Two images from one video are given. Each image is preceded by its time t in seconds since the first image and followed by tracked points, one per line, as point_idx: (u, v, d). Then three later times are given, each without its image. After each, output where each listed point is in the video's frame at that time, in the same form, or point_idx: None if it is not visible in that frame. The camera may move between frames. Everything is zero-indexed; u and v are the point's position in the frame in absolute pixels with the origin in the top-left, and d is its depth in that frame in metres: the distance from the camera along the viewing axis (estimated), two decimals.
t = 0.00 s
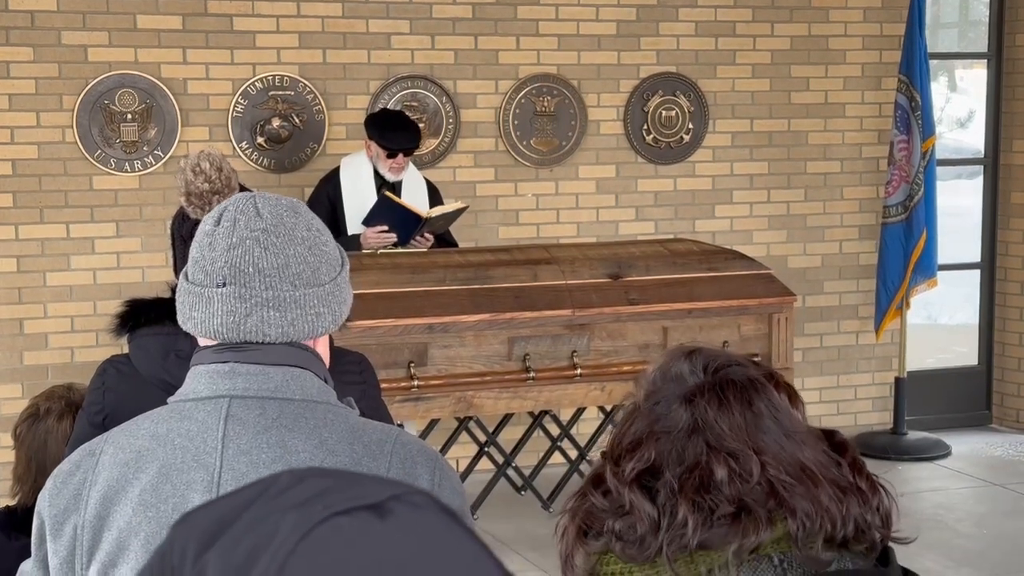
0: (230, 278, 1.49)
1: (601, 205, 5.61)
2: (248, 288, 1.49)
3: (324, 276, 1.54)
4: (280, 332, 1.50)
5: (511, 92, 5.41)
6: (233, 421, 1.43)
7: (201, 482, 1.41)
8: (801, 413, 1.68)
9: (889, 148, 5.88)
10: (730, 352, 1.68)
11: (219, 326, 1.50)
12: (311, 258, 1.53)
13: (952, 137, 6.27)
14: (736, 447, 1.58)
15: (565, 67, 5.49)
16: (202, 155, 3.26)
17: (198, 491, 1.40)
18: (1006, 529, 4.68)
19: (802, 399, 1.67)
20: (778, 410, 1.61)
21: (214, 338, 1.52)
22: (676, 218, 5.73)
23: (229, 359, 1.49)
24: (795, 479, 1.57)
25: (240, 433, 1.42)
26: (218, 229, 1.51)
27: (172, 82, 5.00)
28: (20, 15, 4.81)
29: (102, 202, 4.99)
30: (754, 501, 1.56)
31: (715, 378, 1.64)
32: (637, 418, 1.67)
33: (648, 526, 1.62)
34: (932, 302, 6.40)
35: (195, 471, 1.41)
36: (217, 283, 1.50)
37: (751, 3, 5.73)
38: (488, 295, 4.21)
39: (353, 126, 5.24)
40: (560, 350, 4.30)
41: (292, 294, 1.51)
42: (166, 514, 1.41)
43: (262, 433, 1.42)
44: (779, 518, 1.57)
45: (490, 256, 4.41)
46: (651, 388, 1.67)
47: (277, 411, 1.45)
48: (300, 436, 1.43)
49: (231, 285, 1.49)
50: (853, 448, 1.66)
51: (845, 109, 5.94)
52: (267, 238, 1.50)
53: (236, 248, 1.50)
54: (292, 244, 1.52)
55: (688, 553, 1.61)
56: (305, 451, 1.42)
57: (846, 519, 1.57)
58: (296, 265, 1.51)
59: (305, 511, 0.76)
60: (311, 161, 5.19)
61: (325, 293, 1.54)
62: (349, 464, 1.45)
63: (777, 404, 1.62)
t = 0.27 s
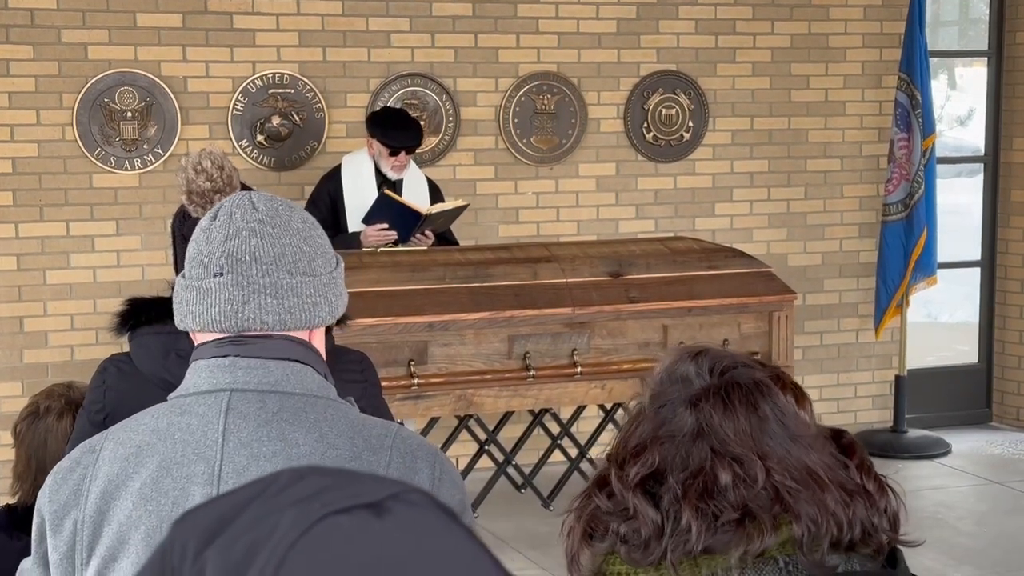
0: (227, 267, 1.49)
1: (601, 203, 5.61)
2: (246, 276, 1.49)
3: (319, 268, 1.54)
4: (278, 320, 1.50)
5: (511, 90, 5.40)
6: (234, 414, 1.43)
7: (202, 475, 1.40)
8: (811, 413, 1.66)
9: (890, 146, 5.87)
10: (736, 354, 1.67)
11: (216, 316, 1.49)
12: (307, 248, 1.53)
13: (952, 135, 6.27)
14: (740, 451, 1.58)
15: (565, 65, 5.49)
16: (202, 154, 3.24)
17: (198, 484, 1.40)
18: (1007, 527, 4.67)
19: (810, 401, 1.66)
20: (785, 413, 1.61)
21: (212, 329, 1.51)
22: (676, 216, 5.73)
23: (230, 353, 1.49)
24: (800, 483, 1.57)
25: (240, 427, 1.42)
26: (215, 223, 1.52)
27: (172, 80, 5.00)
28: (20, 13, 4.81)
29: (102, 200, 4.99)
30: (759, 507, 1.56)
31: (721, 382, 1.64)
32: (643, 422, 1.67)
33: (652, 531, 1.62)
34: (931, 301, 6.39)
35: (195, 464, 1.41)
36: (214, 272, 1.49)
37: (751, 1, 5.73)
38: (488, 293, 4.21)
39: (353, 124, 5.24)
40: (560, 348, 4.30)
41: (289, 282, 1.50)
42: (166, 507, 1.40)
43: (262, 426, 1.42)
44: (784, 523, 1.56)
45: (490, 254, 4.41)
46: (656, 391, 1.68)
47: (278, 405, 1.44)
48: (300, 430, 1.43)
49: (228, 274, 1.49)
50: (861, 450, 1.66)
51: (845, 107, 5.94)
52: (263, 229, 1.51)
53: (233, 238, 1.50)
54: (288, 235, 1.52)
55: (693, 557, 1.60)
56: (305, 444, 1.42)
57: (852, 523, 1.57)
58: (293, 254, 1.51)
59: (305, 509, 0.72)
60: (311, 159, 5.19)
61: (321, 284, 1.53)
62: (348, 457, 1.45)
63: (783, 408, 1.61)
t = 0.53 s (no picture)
0: (208, 263, 1.51)
1: (601, 200, 5.61)
2: (227, 270, 1.51)
3: (302, 260, 1.55)
4: (261, 312, 1.50)
5: (511, 88, 5.40)
6: (230, 405, 1.42)
7: (199, 467, 1.38)
8: (816, 408, 1.64)
9: (889, 143, 5.87)
10: (742, 348, 1.64)
11: (201, 311, 1.50)
12: (287, 241, 1.55)
13: (952, 132, 6.27)
14: (749, 440, 1.54)
15: (565, 62, 5.49)
16: (203, 152, 3.23)
17: (195, 476, 1.38)
18: (1007, 524, 4.68)
19: (813, 395, 1.64)
20: (792, 404, 1.57)
21: (197, 326, 1.51)
22: (676, 213, 5.73)
23: (219, 345, 1.49)
24: (809, 473, 1.52)
25: (237, 417, 1.40)
26: (195, 223, 1.55)
27: (172, 77, 4.99)
28: (20, 10, 4.81)
29: (102, 197, 4.98)
30: (768, 495, 1.51)
31: (728, 373, 1.60)
32: (652, 415, 1.62)
33: (662, 523, 1.57)
34: (931, 298, 6.39)
35: (192, 455, 1.39)
36: (196, 270, 1.52)
37: None
38: (488, 290, 4.21)
39: (353, 122, 5.24)
40: (560, 345, 4.30)
41: (270, 273, 1.51)
42: (163, 499, 1.38)
43: (259, 416, 1.41)
44: (794, 515, 1.51)
45: (489, 251, 4.41)
46: (664, 385, 1.64)
47: (274, 395, 1.43)
48: (297, 419, 1.42)
49: (209, 269, 1.51)
50: (868, 445, 1.61)
51: (845, 104, 5.94)
52: (242, 224, 1.53)
53: (213, 235, 1.53)
54: (267, 228, 1.54)
55: (704, 550, 1.56)
56: (303, 433, 1.41)
57: (862, 515, 1.52)
58: (272, 246, 1.53)
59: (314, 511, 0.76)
60: (311, 157, 5.18)
61: (303, 274, 1.54)
62: (346, 445, 1.44)
63: (791, 399, 1.58)
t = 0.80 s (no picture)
0: (223, 258, 1.49)
1: (601, 197, 5.61)
2: (242, 266, 1.49)
3: (316, 260, 1.54)
4: (274, 310, 1.49)
5: (511, 85, 5.40)
6: (234, 401, 1.41)
7: (202, 462, 1.38)
8: (812, 405, 1.64)
9: (889, 141, 5.87)
10: (737, 345, 1.65)
11: (213, 307, 1.49)
12: (302, 240, 1.54)
13: (952, 130, 6.27)
14: (745, 437, 1.54)
15: (565, 60, 5.48)
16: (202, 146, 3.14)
17: (198, 471, 1.38)
18: (1006, 522, 4.68)
19: (812, 393, 1.63)
20: (788, 400, 1.57)
21: (207, 322, 1.50)
22: (676, 211, 5.73)
23: (226, 340, 1.47)
24: (806, 469, 1.52)
25: (240, 413, 1.40)
26: (210, 218, 1.53)
27: (171, 74, 4.99)
28: (19, 8, 4.80)
29: (101, 194, 4.98)
30: (766, 492, 1.50)
31: (724, 370, 1.61)
32: (648, 414, 1.63)
33: (661, 523, 1.56)
34: (932, 296, 6.39)
35: (195, 451, 1.39)
36: (210, 264, 1.50)
37: None
38: (488, 288, 4.21)
39: (353, 119, 5.23)
40: (560, 343, 4.29)
41: (285, 272, 1.50)
42: (166, 494, 1.39)
43: (262, 412, 1.41)
44: (792, 511, 1.50)
45: (489, 249, 4.41)
46: (659, 385, 1.65)
47: (278, 391, 1.43)
48: (301, 415, 1.42)
49: (224, 265, 1.49)
50: (865, 441, 1.61)
51: (845, 102, 5.93)
52: (258, 221, 1.52)
53: (229, 231, 1.51)
54: (284, 227, 1.53)
55: (703, 549, 1.54)
56: (306, 429, 1.41)
57: (859, 510, 1.51)
58: (288, 244, 1.52)
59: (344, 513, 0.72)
60: (311, 154, 5.18)
61: (317, 275, 1.53)
62: (349, 439, 1.44)
63: (787, 396, 1.58)
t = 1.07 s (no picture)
0: (247, 258, 1.49)
1: (601, 195, 5.60)
2: (266, 266, 1.49)
3: (338, 257, 1.55)
4: (299, 308, 1.50)
5: (510, 83, 5.40)
6: (251, 396, 1.41)
7: (216, 457, 1.38)
8: (808, 401, 1.65)
9: (889, 138, 5.87)
10: (732, 342, 1.64)
11: (238, 306, 1.49)
12: (325, 237, 1.54)
13: (952, 127, 6.26)
14: (742, 432, 1.53)
15: (565, 57, 5.48)
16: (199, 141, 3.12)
17: (212, 466, 1.38)
18: (1006, 519, 4.68)
19: (805, 389, 1.64)
20: (783, 396, 1.57)
21: (231, 321, 1.50)
22: (676, 209, 5.72)
23: (246, 337, 1.48)
24: (803, 463, 1.51)
25: (257, 408, 1.40)
26: (233, 216, 1.52)
27: (171, 72, 4.99)
28: (19, 5, 4.80)
29: (101, 192, 4.98)
30: (762, 487, 1.50)
31: (719, 368, 1.60)
32: (644, 411, 1.63)
33: (659, 519, 1.56)
34: (932, 293, 6.39)
35: (209, 445, 1.38)
36: (234, 264, 1.49)
37: None
38: (488, 285, 4.21)
39: (352, 117, 5.23)
40: (560, 340, 4.30)
41: (309, 270, 1.50)
42: (179, 488, 1.38)
43: (278, 408, 1.41)
44: (790, 506, 1.50)
45: (489, 246, 4.41)
46: (655, 383, 1.65)
47: (294, 387, 1.43)
48: (317, 411, 1.42)
49: (249, 264, 1.49)
50: (862, 437, 1.61)
51: (844, 99, 5.93)
52: (281, 219, 1.51)
53: (252, 229, 1.50)
54: (306, 224, 1.52)
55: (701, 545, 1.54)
56: (322, 425, 1.41)
57: (857, 504, 1.51)
58: (311, 242, 1.52)
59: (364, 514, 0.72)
60: (311, 152, 5.18)
61: (339, 272, 1.54)
62: (364, 436, 1.44)
63: (782, 391, 1.58)
